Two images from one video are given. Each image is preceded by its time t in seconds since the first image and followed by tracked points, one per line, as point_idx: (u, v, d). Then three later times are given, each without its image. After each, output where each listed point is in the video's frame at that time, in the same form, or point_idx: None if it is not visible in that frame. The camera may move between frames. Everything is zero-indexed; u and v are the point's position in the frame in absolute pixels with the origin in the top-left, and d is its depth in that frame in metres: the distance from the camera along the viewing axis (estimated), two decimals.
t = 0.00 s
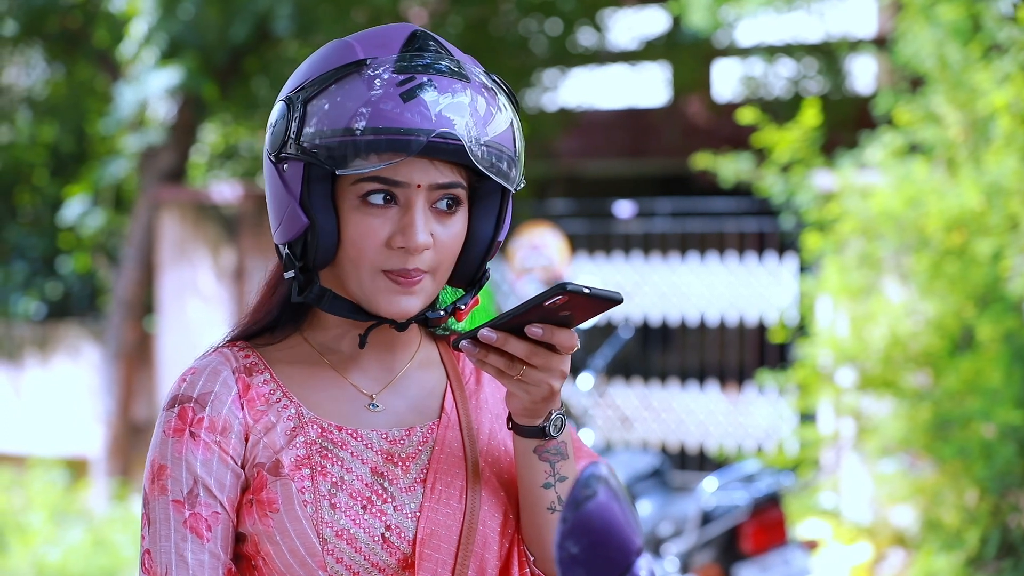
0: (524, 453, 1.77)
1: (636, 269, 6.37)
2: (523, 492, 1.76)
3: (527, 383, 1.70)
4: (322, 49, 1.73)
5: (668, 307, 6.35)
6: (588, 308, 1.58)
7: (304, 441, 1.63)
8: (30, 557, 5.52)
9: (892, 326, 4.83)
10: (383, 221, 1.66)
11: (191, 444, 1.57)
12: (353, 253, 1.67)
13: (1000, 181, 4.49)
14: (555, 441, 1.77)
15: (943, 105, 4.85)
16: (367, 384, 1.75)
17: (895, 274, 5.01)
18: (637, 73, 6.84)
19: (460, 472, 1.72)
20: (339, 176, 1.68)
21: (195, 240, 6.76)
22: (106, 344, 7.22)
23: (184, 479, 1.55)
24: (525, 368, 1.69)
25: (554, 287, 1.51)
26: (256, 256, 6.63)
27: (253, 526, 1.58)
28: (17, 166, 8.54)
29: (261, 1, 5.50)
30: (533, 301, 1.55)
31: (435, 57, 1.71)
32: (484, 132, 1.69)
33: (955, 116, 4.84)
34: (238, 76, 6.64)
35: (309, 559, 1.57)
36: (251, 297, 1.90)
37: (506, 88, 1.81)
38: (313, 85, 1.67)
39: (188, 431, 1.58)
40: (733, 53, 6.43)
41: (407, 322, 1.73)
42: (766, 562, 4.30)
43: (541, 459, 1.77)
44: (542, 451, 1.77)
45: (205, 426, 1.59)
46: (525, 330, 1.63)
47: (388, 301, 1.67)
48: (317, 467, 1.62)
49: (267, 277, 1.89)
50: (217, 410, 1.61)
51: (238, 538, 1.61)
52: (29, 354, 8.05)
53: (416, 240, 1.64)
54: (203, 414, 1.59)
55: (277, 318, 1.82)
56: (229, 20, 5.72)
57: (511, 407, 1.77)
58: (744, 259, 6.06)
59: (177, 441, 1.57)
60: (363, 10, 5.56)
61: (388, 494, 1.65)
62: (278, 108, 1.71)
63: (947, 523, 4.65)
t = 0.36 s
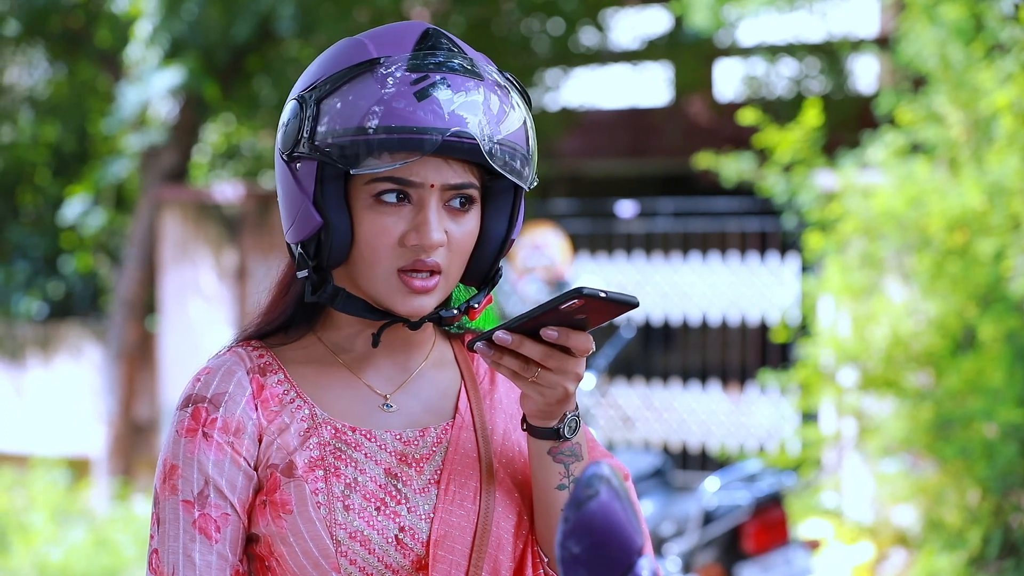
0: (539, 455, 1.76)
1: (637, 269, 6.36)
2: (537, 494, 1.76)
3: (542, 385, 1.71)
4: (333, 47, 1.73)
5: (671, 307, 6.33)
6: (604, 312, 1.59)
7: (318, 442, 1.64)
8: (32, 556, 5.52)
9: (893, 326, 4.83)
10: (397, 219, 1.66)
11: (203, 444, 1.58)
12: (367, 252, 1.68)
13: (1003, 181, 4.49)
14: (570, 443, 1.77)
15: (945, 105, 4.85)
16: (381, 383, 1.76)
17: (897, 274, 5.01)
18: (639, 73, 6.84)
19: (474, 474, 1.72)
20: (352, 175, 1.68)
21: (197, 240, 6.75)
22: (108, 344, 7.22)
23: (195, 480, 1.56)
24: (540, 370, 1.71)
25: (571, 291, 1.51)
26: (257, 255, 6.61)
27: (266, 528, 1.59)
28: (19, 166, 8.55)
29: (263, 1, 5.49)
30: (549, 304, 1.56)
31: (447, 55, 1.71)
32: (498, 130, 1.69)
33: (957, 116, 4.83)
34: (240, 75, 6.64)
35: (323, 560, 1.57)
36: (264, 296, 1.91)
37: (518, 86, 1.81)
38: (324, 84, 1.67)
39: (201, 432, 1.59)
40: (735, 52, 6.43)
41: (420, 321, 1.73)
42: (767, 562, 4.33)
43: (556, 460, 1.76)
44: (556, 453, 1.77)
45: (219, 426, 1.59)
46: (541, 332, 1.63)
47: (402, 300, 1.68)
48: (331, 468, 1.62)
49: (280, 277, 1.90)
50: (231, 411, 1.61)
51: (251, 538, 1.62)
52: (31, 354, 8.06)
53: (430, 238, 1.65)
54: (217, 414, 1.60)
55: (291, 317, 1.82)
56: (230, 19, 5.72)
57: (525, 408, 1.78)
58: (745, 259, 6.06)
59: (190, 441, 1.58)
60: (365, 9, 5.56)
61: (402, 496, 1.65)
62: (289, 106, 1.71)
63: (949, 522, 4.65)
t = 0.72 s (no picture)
0: (542, 454, 1.76)
1: (637, 269, 6.36)
2: (542, 492, 1.75)
3: (543, 385, 1.72)
4: (336, 47, 1.73)
5: (670, 307, 6.34)
6: (605, 313, 1.59)
7: (323, 441, 1.64)
8: (32, 556, 5.52)
9: (893, 326, 4.83)
10: (406, 217, 1.66)
11: (207, 444, 1.58)
12: (376, 252, 1.68)
13: (1003, 181, 4.49)
14: (572, 442, 1.77)
15: (945, 105, 4.85)
16: (385, 381, 1.76)
17: (897, 274, 5.01)
18: (638, 73, 6.84)
19: (479, 472, 1.71)
20: (360, 175, 1.68)
21: (196, 240, 6.74)
22: (108, 344, 7.22)
23: (198, 480, 1.56)
24: (540, 370, 1.70)
25: (569, 293, 1.51)
26: (257, 255, 6.61)
27: (272, 527, 1.59)
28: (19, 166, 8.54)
29: (262, 1, 5.48)
30: (548, 305, 1.56)
31: (453, 54, 1.71)
32: (503, 130, 1.68)
33: (957, 116, 4.83)
34: (239, 76, 6.64)
35: (329, 559, 1.57)
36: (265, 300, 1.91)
37: (523, 87, 1.81)
38: (330, 84, 1.67)
39: (205, 431, 1.59)
40: (735, 53, 6.42)
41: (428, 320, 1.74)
42: (767, 562, 4.33)
43: (559, 459, 1.76)
44: (559, 452, 1.76)
45: (223, 426, 1.60)
46: (540, 333, 1.64)
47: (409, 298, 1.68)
48: (336, 467, 1.62)
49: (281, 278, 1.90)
50: (235, 411, 1.61)
51: (255, 539, 1.61)
52: (31, 354, 8.06)
53: (441, 236, 1.65)
54: (221, 414, 1.60)
55: (294, 319, 1.82)
56: (231, 20, 5.72)
57: (528, 408, 1.77)
58: (745, 259, 6.06)
59: (193, 441, 1.58)
60: (365, 9, 5.55)
61: (408, 494, 1.65)
62: (293, 106, 1.70)
63: (949, 522, 4.65)
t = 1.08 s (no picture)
0: (545, 452, 1.76)
1: (636, 269, 6.39)
2: (546, 491, 1.76)
3: (541, 384, 1.72)
4: (352, 52, 1.73)
5: (669, 307, 6.35)
6: (601, 318, 1.59)
7: (331, 443, 1.64)
8: (31, 556, 5.51)
9: (892, 326, 4.83)
10: (435, 221, 1.66)
11: (215, 445, 1.58)
12: (404, 257, 1.67)
13: (1001, 181, 4.49)
14: (576, 440, 1.77)
15: (944, 105, 4.85)
16: (394, 386, 1.77)
17: (896, 274, 5.01)
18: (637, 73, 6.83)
19: (487, 473, 1.72)
20: (385, 182, 1.67)
21: (195, 239, 6.75)
22: (106, 344, 7.23)
23: (204, 480, 1.56)
24: (537, 370, 1.71)
25: (558, 300, 1.52)
26: (256, 255, 6.55)
27: (279, 529, 1.59)
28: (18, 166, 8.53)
29: (261, 1, 5.47)
30: (539, 310, 1.57)
31: (470, 57, 1.72)
32: (520, 134, 1.69)
33: (955, 116, 4.83)
34: (238, 75, 6.64)
35: (336, 562, 1.57)
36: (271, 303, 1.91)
37: (536, 84, 1.82)
38: (350, 91, 1.66)
39: (213, 432, 1.59)
40: (733, 53, 6.43)
41: (451, 325, 1.73)
42: (767, 562, 4.33)
43: (562, 457, 1.75)
44: (562, 449, 1.76)
45: (231, 427, 1.60)
46: (535, 335, 1.65)
47: (434, 302, 1.68)
48: (344, 470, 1.63)
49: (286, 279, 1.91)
50: (243, 412, 1.62)
51: (262, 540, 1.61)
52: (30, 354, 8.06)
53: (470, 239, 1.65)
54: (230, 415, 1.60)
55: (302, 322, 1.83)
56: (230, 20, 5.71)
57: (531, 405, 1.78)
58: (744, 259, 6.05)
59: (201, 441, 1.58)
60: (365, 9, 5.55)
61: (415, 496, 1.65)
62: (309, 114, 1.69)
63: (948, 522, 4.65)
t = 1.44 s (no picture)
0: (556, 450, 1.76)
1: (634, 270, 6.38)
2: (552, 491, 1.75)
3: (557, 377, 1.73)
4: (363, 52, 1.72)
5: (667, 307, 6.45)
6: (620, 305, 1.59)
7: (338, 445, 1.64)
8: (30, 557, 5.51)
9: (890, 326, 4.84)
10: (447, 222, 1.66)
11: (222, 444, 1.58)
12: (417, 258, 1.67)
13: (999, 181, 4.49)
14: (586, 438, 1.77)
15: (942, 105, 4.85)
16: (404, 386, 1.76)
17: (893, 274, 5.01)
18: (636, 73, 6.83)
19: (494, 474, 1.71)
20: (397, 182, 1.67)
21: (193, 240, 6.74)
22: (104, 344, 7.23)
23: (210, 479, 1.57)
24: (554, 362, 1.71)
25: (584, 283, 1.51)
26: (254, 255, 6.45)
27: (286, 529, 1.59)
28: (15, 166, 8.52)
29: (259, 1, 5.47)
30: (562, 299, 1.56)
31: (482, 56, 1.71)
32: (533, 134, 1.69)
33: (954, 116, 4.83)
34: (236, 76, 6.63)
35: (342, 563, 1.57)
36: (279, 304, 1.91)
37: (547, 83, 1.81)
38: (363, 92, 1.66)
39: (220, 431, 1.59)
40: (731, 53, 6.42)
41: (464, 325, 1.74)
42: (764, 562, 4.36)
43: (573, 455, 1.76)
44: (572, 448, 1.76)
45: (238, 426, 1.60)
46: (555, 325, 1.64)
47: (449, 304, 1.68)
48: (351, 471, 1.63)
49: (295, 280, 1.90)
50: (251, 412, 1.62)
51: (269, 539, 1.62)
52: (28, 354, 8.06)
53: (484, 239, 1.65)
54: (237, 414, 1.61)
55: (312, 322, 1.82)
56: (227, 20, 5.70)
57: (541, 403, 1.79)
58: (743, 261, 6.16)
59: (208, 440, 1.59)
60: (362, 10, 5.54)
61: (422, 498, 1.65)
62: (322, 114, 1.69)
63: (946, 523, 4.66)
